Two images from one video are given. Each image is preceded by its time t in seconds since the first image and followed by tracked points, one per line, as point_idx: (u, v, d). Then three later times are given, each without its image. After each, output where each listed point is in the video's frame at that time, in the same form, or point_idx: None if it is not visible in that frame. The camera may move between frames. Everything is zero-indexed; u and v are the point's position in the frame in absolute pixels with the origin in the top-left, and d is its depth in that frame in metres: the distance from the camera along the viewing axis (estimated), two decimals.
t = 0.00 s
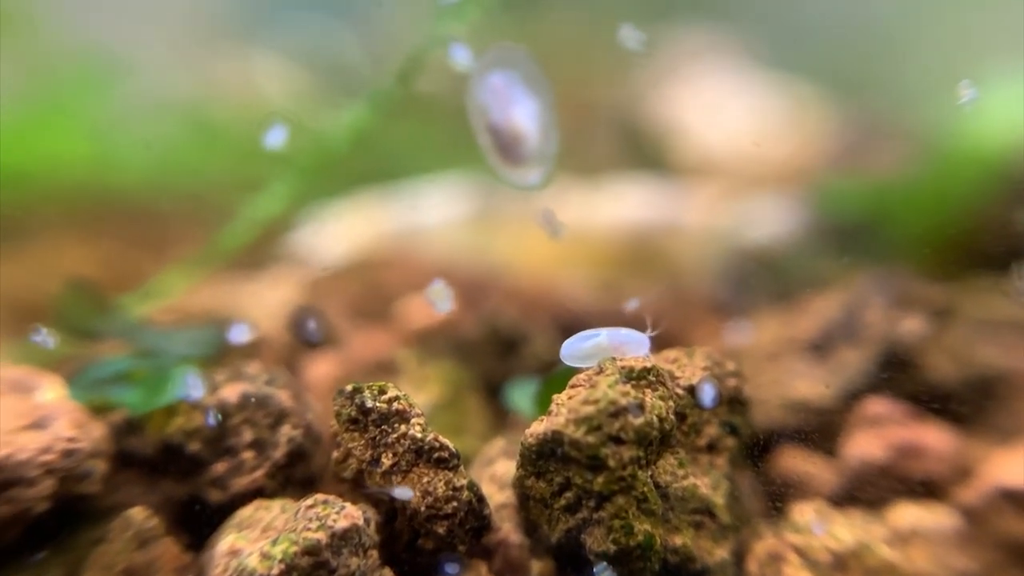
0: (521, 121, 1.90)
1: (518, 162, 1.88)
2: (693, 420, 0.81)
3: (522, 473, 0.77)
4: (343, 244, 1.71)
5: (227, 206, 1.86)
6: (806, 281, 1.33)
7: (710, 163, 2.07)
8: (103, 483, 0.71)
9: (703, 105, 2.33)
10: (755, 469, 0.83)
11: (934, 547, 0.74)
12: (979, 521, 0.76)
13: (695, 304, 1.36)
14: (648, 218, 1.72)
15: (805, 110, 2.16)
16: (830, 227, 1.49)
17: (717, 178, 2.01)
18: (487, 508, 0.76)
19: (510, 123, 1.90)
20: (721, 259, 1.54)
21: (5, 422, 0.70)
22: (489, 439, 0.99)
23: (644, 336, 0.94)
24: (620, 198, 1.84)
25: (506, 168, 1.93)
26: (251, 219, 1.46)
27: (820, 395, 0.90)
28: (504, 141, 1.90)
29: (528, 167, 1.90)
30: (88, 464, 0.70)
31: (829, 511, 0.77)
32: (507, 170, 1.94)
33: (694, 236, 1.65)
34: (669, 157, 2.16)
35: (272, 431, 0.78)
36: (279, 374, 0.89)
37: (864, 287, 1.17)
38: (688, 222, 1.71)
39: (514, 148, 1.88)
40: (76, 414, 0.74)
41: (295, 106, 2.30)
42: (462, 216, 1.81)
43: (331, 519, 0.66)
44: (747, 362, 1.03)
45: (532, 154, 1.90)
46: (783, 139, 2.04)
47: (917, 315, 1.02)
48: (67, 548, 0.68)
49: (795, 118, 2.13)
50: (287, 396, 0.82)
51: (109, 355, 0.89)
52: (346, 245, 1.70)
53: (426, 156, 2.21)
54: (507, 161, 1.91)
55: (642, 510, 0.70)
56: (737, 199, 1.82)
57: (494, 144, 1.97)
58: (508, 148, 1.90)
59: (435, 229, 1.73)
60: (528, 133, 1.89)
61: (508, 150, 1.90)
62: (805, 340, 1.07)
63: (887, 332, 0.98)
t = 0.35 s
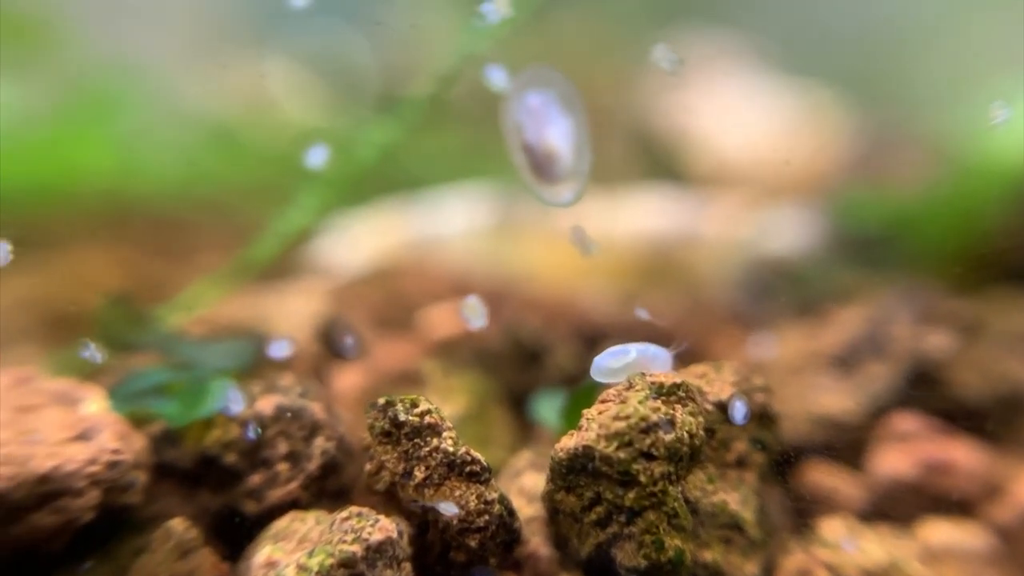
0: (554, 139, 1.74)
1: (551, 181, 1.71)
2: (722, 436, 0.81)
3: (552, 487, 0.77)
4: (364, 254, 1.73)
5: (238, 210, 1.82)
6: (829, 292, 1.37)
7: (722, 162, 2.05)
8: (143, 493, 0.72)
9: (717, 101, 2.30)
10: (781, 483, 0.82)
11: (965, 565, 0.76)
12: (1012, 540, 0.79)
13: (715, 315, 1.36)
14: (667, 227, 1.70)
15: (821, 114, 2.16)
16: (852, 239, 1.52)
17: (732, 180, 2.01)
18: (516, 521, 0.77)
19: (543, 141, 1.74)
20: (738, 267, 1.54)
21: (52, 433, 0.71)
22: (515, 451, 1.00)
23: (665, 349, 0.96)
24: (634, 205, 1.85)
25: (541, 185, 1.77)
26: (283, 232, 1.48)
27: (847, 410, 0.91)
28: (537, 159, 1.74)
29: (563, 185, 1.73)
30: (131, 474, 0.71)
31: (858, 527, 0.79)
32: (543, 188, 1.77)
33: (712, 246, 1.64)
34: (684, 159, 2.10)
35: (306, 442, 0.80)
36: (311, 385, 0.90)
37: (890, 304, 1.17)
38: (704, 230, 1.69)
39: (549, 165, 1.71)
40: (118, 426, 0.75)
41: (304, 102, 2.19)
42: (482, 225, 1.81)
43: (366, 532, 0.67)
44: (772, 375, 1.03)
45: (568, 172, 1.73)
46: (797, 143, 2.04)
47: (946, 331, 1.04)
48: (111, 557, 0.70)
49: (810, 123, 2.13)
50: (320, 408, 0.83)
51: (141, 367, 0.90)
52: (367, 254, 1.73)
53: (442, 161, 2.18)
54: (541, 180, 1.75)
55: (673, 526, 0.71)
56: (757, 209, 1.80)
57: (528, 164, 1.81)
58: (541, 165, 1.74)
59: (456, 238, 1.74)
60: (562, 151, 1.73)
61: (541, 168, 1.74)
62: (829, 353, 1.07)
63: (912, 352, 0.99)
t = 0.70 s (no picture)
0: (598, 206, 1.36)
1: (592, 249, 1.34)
2: (757, 492, 0.79)
3: (590, 544, 0.77)
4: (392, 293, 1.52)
5: (275, 247, 1.70)
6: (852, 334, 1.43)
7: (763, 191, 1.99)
8: (195, 549, 0.75)
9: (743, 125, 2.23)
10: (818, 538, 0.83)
11: None
12: None
13: (742, 356, 1.36)
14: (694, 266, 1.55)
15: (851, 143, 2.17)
16: (871, 281, 1.57)
17: (766, 213, 1.96)
18: None
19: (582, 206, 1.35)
20: (761, 305, 1.47)
21: (111, 491, 0.74)
22: (550, 500, 0.96)
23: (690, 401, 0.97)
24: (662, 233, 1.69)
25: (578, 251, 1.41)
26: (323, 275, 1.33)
27: (881, 463, 0.93)
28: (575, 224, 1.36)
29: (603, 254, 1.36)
30: (183, 530, 0.74)
31: None
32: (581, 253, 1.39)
33: (737, 285, 1.51)
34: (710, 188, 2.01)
35: (348, 496, 0.81)
36: (352, 436, 0.92)
37: (920, 356, 1.18)
38: (730, 270, 1.55)
39: (590, 234, 1.33)
40: (171, 483, 0.78)
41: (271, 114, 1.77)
42: (507, 259, 1.59)
43: None
44: (806, 423, 1.04)
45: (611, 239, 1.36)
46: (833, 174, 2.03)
47: (978, 387, 1.07)
48: None
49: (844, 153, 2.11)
50: (361, 460, 0.85)
51: (187, 417, 0.92)
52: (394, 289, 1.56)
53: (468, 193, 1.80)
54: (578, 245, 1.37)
55: None
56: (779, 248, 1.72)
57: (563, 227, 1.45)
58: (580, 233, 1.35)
59: (479, 273, 1.54)
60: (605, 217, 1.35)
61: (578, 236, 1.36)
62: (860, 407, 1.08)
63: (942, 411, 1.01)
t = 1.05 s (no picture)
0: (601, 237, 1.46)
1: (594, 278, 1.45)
2: (760, 521, 0.78)
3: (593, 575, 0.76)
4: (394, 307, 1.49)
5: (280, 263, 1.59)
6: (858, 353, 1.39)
7: (772, 194, 1.83)
8: None
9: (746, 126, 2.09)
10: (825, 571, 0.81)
11: None
12: None
13: (748, 380, 1.35)
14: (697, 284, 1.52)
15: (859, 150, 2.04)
16: (873, 299, 1.49)
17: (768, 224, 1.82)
18: None
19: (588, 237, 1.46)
20: (767, 321, 1.47)
21: (110, 521, 0.75)
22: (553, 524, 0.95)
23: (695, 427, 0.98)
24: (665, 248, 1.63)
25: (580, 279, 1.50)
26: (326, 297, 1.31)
27: (888, 488, 0.93)
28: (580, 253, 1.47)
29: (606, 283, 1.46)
30: (182, 561, 0.74)
31: None
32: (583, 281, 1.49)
33: (741, 304, 1.50)
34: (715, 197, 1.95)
35: (349, 524, 0.80)
36: (353, 460, 0.91)
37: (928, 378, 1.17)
38: (733, 285, 1.53)
39: (595, 262, 1.45)
40: (171, 513, 0.77)
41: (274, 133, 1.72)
42: (509, 276, 1.56)
43: None
44: (812, 446, 1.02)
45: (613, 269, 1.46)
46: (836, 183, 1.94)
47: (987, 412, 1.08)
48: None
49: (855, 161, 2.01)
50: (364, 485, 0.84)
51: (187, 445, 0.91)
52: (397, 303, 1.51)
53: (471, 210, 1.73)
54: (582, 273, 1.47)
55: None
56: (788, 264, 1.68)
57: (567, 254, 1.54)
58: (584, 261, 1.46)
59: (479, 290, 1.52)
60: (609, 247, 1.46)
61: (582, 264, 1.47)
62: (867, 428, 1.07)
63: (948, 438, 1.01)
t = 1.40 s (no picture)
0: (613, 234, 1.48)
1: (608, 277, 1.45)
2: (781, 533, 0.76)
3: None
4: (397, 311, 1.47)
5: (277, 267, 1.59)
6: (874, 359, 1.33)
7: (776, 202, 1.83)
8: None
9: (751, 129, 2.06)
10: None
11: None
12: None
13: (759, 382, 1.29)
14: (704, 287, 1.50)
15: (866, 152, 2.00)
16: (894, 302, 1.48)
17: (777, 227, 1.82)
18: None
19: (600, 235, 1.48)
20: (777, 326, 1.43)
21: (104, 533, 0.72)
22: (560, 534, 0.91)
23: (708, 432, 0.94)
24: (674, 252, 1.63)
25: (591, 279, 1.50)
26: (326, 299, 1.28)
27: (909, 500, 0.90)
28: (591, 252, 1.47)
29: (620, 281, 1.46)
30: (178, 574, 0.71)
31: None
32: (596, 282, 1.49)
33: (751, 307, 1.47)
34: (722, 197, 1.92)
35: (351, 534, 0.78)
36: (355, 469, 0.88)
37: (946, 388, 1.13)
38: (744, 288, 1.51)
39: (606, 261, 1.46)
40: (167, 524, 0.74)
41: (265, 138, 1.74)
42: (514, 277, 1.55)
43: None
44: (828, 456, 0.99)
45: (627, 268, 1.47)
46: (844, 184, 1.89)
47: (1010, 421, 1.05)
48: None
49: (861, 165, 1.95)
50: (365, 495, 0.82)
51: (184, 452, 0.89)
52: (400, 305, 1.49)
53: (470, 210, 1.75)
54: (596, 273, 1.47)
55: None
56: (798, 269, 1.65)
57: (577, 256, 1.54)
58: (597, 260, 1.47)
59: (485, 292, 1.50)
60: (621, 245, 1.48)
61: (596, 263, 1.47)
62: (885, 436, 1.04)
63: (971, 448, 0.98)
